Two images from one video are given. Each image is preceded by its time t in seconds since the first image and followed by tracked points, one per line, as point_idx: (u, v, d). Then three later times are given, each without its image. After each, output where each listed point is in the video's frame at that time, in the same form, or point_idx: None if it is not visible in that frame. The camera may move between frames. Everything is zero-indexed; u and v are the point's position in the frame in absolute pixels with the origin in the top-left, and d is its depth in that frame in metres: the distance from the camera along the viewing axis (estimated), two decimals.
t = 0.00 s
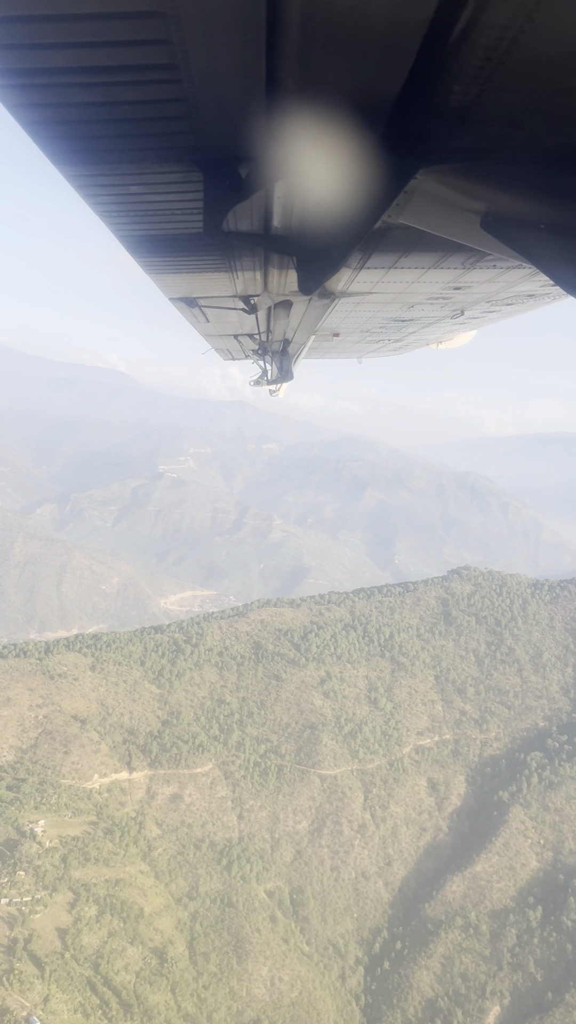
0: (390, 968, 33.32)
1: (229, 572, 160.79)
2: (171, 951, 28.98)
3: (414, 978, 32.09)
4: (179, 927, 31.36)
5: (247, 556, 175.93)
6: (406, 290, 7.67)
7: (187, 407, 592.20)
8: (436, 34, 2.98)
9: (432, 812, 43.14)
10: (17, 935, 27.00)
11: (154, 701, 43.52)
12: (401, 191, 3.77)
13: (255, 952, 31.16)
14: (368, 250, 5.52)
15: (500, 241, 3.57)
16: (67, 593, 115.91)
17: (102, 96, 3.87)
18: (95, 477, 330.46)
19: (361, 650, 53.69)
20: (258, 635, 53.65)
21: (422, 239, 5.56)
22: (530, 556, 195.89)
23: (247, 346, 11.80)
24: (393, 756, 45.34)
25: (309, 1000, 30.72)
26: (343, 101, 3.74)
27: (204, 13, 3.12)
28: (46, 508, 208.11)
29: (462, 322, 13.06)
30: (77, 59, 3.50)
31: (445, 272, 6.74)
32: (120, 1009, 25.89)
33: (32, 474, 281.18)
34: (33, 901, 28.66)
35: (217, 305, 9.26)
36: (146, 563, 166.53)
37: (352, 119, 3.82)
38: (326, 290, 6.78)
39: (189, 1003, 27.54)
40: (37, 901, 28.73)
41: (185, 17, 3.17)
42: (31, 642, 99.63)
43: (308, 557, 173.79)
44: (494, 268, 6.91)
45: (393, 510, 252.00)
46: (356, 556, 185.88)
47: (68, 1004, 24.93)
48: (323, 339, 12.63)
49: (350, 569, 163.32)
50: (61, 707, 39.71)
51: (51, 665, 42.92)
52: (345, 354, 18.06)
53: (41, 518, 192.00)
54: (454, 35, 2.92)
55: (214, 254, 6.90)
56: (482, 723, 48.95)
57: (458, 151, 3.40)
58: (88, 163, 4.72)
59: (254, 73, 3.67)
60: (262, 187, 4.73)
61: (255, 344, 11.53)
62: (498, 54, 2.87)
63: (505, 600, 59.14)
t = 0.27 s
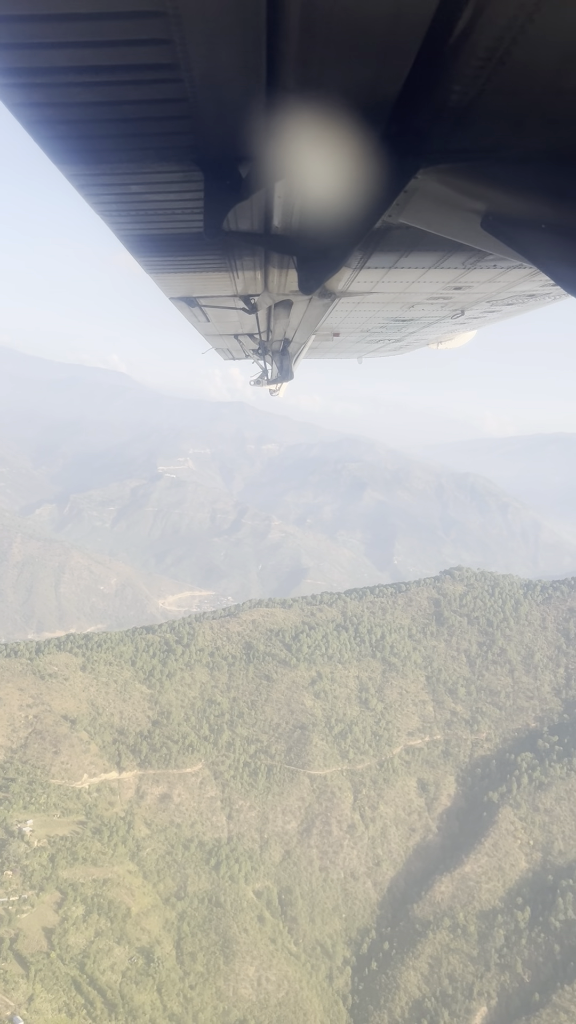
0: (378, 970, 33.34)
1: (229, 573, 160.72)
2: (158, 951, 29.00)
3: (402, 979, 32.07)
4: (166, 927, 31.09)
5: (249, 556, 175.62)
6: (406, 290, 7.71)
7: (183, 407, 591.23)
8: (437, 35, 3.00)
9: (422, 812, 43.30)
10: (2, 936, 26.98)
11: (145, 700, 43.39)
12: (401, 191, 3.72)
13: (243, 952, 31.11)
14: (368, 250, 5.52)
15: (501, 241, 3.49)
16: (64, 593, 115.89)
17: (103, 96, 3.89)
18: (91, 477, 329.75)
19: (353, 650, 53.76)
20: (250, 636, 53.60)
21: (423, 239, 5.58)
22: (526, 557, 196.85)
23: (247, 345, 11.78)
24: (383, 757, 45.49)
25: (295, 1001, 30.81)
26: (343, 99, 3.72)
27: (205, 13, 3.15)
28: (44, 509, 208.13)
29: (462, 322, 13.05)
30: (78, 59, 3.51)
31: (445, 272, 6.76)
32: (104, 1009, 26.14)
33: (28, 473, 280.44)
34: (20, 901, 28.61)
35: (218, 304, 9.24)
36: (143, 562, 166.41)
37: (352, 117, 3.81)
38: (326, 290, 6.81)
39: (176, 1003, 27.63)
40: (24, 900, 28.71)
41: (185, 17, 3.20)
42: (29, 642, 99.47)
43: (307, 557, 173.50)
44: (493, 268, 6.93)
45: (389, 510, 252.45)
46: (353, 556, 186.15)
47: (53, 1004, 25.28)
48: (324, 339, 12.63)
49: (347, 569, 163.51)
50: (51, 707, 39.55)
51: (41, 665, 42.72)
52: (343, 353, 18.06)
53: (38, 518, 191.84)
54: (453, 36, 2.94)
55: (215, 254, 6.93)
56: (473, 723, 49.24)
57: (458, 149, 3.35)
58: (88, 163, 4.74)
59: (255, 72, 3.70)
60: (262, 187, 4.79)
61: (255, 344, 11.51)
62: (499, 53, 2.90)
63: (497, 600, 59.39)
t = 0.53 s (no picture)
0: (367, 968, 33.65)
1: (227, 572, 160.67)
2: (145, 952, 29.18)
3: (389, 978, 32.32)
4: (154, 927, 31.45)
5: (248, 556, 175.85)
6: (406, 290, 7.71)
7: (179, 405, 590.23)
8: (438, 33, 3.00)
9: (412, 812, 43.53)
10: None
11: (135, 700, 43.37)
12: (402, 190, 3.71)
13: (230, 953, 30.96)
14: (368, 249, 5.52)
15: (500, 241, 3.46)
16: (63, 593, 116.12)
17: (103, 94, 3.91)
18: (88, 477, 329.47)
19: (345, 650, 53.88)
20: (242, 636, 53.60)
21: (424, 239, 5.58)
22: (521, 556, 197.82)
23: (246, 344, 11.74)
24: (374, 757, 45.66)
25: (283, 1001, 30.77)
26: (343, 98, 3.71)
27: (204, 10, 3.16)
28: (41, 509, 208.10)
29: (461, 322, 13.07)
30: (78, 57, 3.51)
31: (445, 272, 6.76)
32: (90, 1009, 26.43)
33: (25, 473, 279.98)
34: (8, 902, 29.35)
35: (217, 304, 9.21)
36: (142, 561, 166.71)
37: (352, 117, 3.81)
38: (326, 290, 6.81)
39: (162, 1003, 27.69)
40: (12, 901, 29.44)
41: (185, 15, 3.22)
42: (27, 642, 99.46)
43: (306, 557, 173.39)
44: (493, 268, 6.93)
45: (387, 510, 253.10)
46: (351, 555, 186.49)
47: (38, 1004, 25.80)
48: (324, 338, 12.62)
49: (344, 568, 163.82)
50: (41, 708, 39.38)
51: (32, 665, 42.51)
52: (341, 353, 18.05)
53: (36, 518, 192.02)
54: (451, 38, 2.96)
55: (215, 254, 6.93)
56: (464, 723, 49.49)
57: (456, 151, 3.35)
58: (88, 161, 4.74)
59: (255, 70, 3.71)
60: (262, 187, 4.79)
61: (255, 343, 11.50)
62: (500, 53, 2.89)
63: (490, 600, 59.64)
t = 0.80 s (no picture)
0: (355, 970, 33.71)
1: (227, 573, 160.53)
2: (133, 953, 29.11)
3: (378, 980, 32.20)
4: (143, 929, 31.27)
5: (248, 557, 175.94)
6: (407, 291, 7.67)
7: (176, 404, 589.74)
8: (438, 36, 3.00)
9: (403, 812, 43.65)
10: None
11: (127, 701, 43.35)
12: (401, 193, 3.72)
13: (218, 953, 30.89)
14: (368, 250, 5.50)
15: (501, 243, 3.47)
16: (62, 594, 116.31)
17: (103, 94, 3.92)
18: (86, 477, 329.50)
19: (337, 651, 53.88)
20: (235, 637, 53.51)
21: (424, 239, 5.55)
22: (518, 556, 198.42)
23: (246, 345, 11.71)
24: (366, 758, 45.71)
25: (271, 1001, 30.66)
26: (343, 99, 3.71)
27: (204, 12, 3.14)
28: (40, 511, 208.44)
29: (462, 323, 13.03)
30: (79, 58, 3.54)
31: (445, 272, 6.72)
32: (76, 1011, 25.80)
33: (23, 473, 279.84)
34: None
35: (217, 305, 9.18)
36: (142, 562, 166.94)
37: (353, 115, 3.79)
38: (326, 291, 6.79)
39: (150, 1005, 27.53)
40: None
41: (185, 16, 3.20)
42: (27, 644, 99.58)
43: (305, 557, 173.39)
44: (493, 269, 6.91)
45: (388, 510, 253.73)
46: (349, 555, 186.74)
47: (23, 1005, 25.07)
48: (324, 339, 12.61)
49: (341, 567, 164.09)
50: (32, 708, 39.20)
51: (23, 665, 42.33)
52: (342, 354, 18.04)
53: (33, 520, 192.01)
54: (452, 39, 2.93)
55: (214, 255, 6.88)
56: (457, 723, 49.60)
57: (455, 153, 3.36)
58: (88, 161, 4.75)
59: (255, 73, 3.70)
60: (261, 188, 4.76)
61: (255, 344, 11.49)
62: (499, 54, 2.89)
63: (483, 600, 59.79)
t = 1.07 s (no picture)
0: (344, 970, 33.55)
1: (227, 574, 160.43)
2: (121, 953, 29.03)
3: (367, 981, 32.33)
4: (132, 928, 31.21)
5: (248, 557, 175.85)
6: (407, 291, 7.66)
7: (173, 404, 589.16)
8: (438, 35, 3.00)
9: (394, 813, 43.76)
10: None
11: (119, 701, 42.99)
12: (401, 192, 3.73)
13: (207, 954, 30.82)
14: (368, 250, 5.51)
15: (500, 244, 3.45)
16: (61, 594, 116.37)
17: (103, 95, 3.94)
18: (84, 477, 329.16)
19: (330, 651, 53.93)
20: (227, 638, 53.43)
21: (424, 240, 5.54)
22: (515, 557, 199.05)
23: (246, 345, 11.70)
24: (357, 759, 45.76)
25: (259, 1003, 30.42)
26: (343, 98, 3.70)
27: (204, 11, 3.15)
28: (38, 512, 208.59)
29: (461, 324, 13.05)
30: (79, 58, 3.55)
31: (444, 273, 6.72)
32: (62, 1010, 25.79)
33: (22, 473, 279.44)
34: None
35: (216, 305, 9.17)
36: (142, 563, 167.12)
37: (352, 115, 3.79)
38: (325, 291, 6.78)
39: (137, 1005, 27.44)
40: None
41: (185, 16, 3.22)
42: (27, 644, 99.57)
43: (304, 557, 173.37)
44: (492, 270, 6.91)
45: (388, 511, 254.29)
46: (347, 555, 187.01)
47: (10, 1004, 25.04)
48: (323, 340, 12.64)
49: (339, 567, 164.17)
50: (23, 708, 38.99)
51: (15, 665, 42.13)
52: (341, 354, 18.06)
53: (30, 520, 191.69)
54: (452, 41, 2.93)
55: (214, 255, 6.87)
56: (449, 724, 49.76)
57: (455, 153, 3.37)
58: (88, 162, 4.76)
59: (255, 71, 3.70)
60: (261, 188, 4.75)
61: (254, 344, 11.49)
62: (500, 54, 2.86)
63: (477, 601, 59.99)
